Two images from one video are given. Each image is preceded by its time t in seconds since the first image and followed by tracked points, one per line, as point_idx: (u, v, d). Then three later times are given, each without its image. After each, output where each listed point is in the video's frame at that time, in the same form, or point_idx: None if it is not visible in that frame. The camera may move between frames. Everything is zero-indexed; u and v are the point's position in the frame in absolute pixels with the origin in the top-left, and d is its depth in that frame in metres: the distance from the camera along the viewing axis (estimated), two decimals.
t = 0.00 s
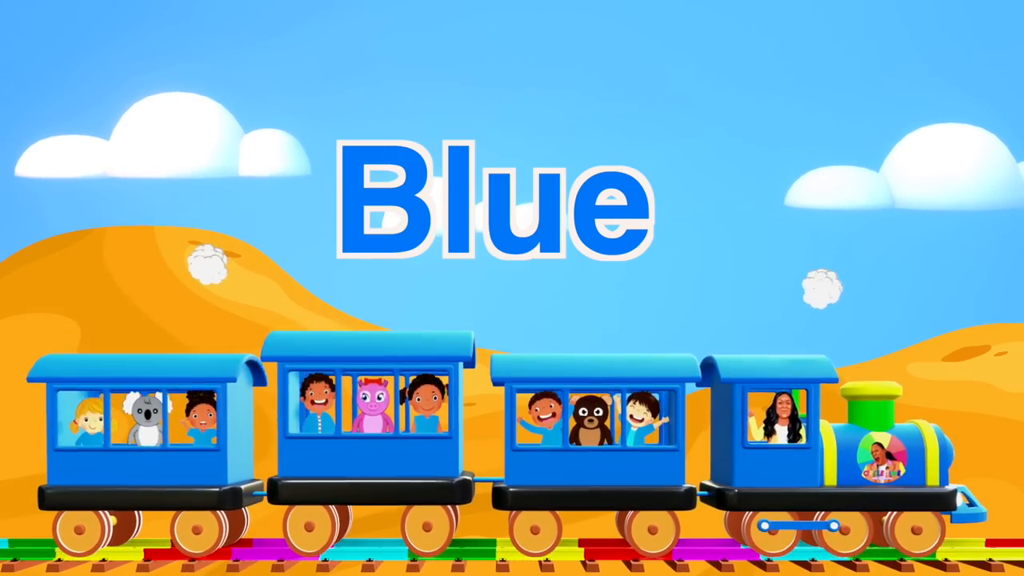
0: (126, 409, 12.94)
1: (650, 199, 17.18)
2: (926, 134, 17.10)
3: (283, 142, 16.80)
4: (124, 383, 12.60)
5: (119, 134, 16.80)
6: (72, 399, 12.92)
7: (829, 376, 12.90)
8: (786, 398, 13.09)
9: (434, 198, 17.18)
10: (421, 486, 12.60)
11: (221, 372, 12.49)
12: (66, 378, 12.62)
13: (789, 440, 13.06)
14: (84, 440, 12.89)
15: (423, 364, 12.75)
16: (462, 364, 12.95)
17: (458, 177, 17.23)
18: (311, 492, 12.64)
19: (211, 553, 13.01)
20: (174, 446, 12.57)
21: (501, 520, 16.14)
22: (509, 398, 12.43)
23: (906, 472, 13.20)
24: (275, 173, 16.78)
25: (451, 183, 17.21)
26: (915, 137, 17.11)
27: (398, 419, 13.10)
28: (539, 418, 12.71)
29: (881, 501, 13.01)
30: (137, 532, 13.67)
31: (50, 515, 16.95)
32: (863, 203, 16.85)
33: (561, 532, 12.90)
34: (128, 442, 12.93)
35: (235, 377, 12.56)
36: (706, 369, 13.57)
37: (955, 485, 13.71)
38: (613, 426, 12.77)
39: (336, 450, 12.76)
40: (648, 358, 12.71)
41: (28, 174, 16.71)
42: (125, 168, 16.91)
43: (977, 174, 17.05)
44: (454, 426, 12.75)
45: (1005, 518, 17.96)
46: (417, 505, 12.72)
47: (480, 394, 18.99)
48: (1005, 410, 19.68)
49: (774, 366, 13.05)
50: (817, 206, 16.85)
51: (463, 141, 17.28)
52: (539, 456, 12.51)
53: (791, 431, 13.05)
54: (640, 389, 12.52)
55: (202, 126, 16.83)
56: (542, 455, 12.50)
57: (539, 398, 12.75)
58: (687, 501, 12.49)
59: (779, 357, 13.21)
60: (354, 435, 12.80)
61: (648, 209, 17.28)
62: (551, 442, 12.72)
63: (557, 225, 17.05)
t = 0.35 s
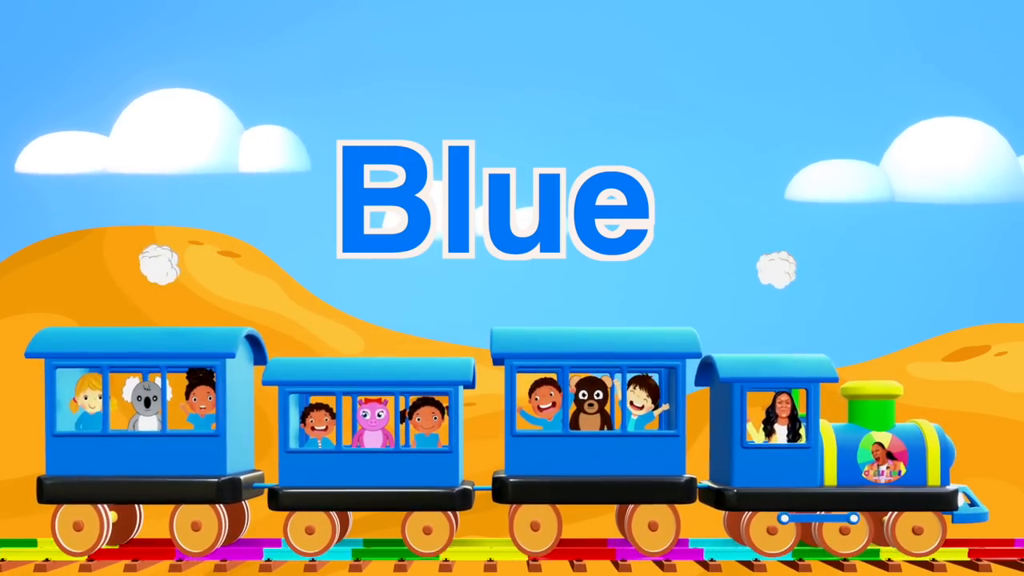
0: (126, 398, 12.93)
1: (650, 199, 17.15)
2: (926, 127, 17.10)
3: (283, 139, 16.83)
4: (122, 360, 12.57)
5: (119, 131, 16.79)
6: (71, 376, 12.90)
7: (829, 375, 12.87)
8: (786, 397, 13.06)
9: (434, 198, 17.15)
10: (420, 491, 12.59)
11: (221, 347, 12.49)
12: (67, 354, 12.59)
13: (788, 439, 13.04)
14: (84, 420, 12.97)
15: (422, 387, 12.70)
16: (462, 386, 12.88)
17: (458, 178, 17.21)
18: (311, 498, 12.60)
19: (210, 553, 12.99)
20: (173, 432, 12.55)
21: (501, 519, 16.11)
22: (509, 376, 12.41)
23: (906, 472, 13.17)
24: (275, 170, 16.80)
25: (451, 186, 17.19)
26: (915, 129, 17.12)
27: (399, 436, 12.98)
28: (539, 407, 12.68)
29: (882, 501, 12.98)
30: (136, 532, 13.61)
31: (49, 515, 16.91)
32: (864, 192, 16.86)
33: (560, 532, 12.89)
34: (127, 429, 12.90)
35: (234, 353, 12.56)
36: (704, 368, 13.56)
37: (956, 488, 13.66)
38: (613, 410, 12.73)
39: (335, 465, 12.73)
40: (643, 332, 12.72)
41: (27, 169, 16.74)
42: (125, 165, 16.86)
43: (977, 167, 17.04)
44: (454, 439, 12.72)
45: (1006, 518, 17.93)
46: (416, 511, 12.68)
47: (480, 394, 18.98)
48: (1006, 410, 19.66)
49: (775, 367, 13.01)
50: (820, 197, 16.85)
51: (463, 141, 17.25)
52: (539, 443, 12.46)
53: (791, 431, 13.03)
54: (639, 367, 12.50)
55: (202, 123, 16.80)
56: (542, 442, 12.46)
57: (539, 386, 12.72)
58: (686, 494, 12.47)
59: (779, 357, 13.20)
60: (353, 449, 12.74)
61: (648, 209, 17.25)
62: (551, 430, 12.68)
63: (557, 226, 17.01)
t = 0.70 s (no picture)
0: (126, 420, 12.94)
1: (650, 199, 17.18)
2: (926, 124, 17.10)
3: (283, 133, 17.10)
4: (124, 385, 12.59)
5: (119, 125, 17.11)
6: (72, 405, 12.90)
7: (829, 376, 12.88)
8: (787, 397, 13.12)
9: (434, 198, 17.19)
10: (419, 482, 12.60)
11: (221, 373, 12.51)
12: (71, 380, 12.64)
13: (789, 439, 13.07)
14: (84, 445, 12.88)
15: (422, 360, 12.76)
16: (462, 362, 12.98)
17: (458, 179, 17.22)
18: (311, 492, 12.64)
19: (213, 552, 13.01)
20: (174, 448, 12.59)
21: (501, 520, 16.15)
22: (509, 400, 12.42)
23: (902, 472, 13.20)
24: (275, 164, 17.09)
25: (451, 190, 17.19)
26: (915, 127, 17.12)
27: (398, 413, 13.06)
28: (539, 418, 12.66)
29: (879, 500, 13.01)
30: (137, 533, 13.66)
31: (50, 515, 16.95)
32: (863, 190, 16.91)
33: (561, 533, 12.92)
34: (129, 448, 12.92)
35: (235, 379, 12.58)
36: (711, 367, 13.60)
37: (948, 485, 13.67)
38: (613, 422, 12.75)
39: (335, 450, 12.74)
40: (658, 360, 12.71)
41: (25, 164, 17.04)
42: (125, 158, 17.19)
43: (976, 165, 17.06)
44: (454, 423, 12.75)
45: (1005, 518, 17.93)
46: (416, 504, 12.70)
47: (480, 394, 19.06)
48: (1005, 410, 19.68)
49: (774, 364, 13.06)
50: (819, 195, 16.89)
51: (463, 141, 17.27)
52: (540, 459, 12.51)
53: (792, 431, 13.07)
54: (640, 392, 12.53)
55: (201, 116, 17.13)
56: (542, 457, 12.51)
57: (539, 399, 12.70)
58: (687, 502, 12.50)
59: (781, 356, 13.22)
60: (355, 433, 12.77)
61: (648, 209, 17.29)
62: (551, 443, 12.69)
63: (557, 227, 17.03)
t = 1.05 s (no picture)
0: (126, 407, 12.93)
1: (650, 199, 17.16)
2: (926, 124, 17.09)
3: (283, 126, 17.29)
4: (123, 365, 12.57)
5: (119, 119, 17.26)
6: (72, 383, 12.90)
7: (829, 376, 12.88)
8: (786, 398, 13.08)
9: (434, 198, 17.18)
10: (420, 490, 12.58)
11: (220, 354, 12.49)
12: (68, 360, 12.62)
13: (788, 440, 13.04)
14: (84, 428, 12.93)
15: (421, 381, 12.71)
16: (462, 380, 12.89)
17: (458, 179, 17.20)
18: (311, 497, 12.61)
19: (208, 553, 12.99)
20: (173, 437, 12.57)
21: (500, 520, 16.14)
22: (509, 382, 12.41)
23: (906, 472, 13.18)
24: (275, 157, 17.29)
25: (452, 198, 17.19)
26: (915, 128, 17.11)
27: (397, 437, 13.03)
28: (539, 416, 12.61)
29: (881, 500, 12.98)
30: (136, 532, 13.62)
31: (49, 515, 16.89)
32: (863, 190, 16.95)
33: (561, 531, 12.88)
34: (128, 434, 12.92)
35: (235, 360, 12.56)
36: (706, 368, 13.56)
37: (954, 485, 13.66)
38: (613, 423, 12.69)
39: (336, 463, 12.72)
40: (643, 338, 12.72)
41: (25, 154, 17.21)
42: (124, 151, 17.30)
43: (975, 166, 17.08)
44: (455, 436, 12.72)
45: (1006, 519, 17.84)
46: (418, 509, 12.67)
47: (480, 394, 19.13)
48: (1005, 410, 19.66)
49: (773, 364, 13.03)
50: (817, 194, 16.87)
51: (463, 141, 17.24)
52: (539, 447, 12.49)
53: (791, 431, 13.03)
54: (639, 374, 12.52)
55: (200, 110, 17.27)
56: (541, 446, 12.49)
57: (539, 395, 12.66)
58: (687, 497, 12.48)
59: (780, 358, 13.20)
60: (353, 446, 12.74)
61: (648, 209, 17.26)
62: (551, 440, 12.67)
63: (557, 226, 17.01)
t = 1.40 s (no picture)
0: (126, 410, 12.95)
1: (650, 199, 17.17)
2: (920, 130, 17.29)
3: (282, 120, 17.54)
4: (123, 375, 12.57)
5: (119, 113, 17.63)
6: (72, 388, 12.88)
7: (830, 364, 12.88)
8: (786, 385, 13.04)
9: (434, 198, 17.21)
10: (419, 486, 12.58)
11: (222, 363, 12.51)
12: (69, 370, 12.64)
13: (789, 430, 13.04)
14: (85, 429, 12.90)
15: (422, 372, 12.72)
16: (462, 370, 12.88)
17: (458, 178, 17.20)
18: (311, 496, 12.63)
19: (212, 552, 13.00)
20: (174, 442, 12.58)
21: (501, 520, 16.17)
22: (509, 390, 12.42)
23: (907, 465, 13.19)
24: (276, 151, 17.48)
25: (452, 187, 17.19)
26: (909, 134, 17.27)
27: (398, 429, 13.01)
28: (539, 414, 12.69)
29: (882, 496, 12.98)
30: (137, 532, 13.64)
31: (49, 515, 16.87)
32: (864, 193, 17.11)
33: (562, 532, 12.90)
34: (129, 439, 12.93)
35: (235, 369, 12.56)
36: (706, 354, 13.60)
37: (958, 482, 13.63)
38: (613, 422, 12.73)
39: (335, 457, 12.75)
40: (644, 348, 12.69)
41: (26, 150, 17.45)
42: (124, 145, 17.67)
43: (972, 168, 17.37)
44: (454, 431, 12.72)
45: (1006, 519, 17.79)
46: (417, 508, 12.69)
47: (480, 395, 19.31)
48: (1006, 410, 19.69)
49: (775, 352, 13.02)
50: (818, 197, 17.07)
51: (464, 141, 17.24)
52: (540, 452, 12.51)
53: (791, 421, 13.03)
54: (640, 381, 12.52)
55: (199, 104, 17.68)
56: (542, 451, 12.51)
57: (539, 395, 12.72)
58: (687, 498, 12.47)
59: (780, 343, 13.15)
60: (354, 440, 12.77)
61: (648, 209, 17.27)
62: (551, 438, 12.63)
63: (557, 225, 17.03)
